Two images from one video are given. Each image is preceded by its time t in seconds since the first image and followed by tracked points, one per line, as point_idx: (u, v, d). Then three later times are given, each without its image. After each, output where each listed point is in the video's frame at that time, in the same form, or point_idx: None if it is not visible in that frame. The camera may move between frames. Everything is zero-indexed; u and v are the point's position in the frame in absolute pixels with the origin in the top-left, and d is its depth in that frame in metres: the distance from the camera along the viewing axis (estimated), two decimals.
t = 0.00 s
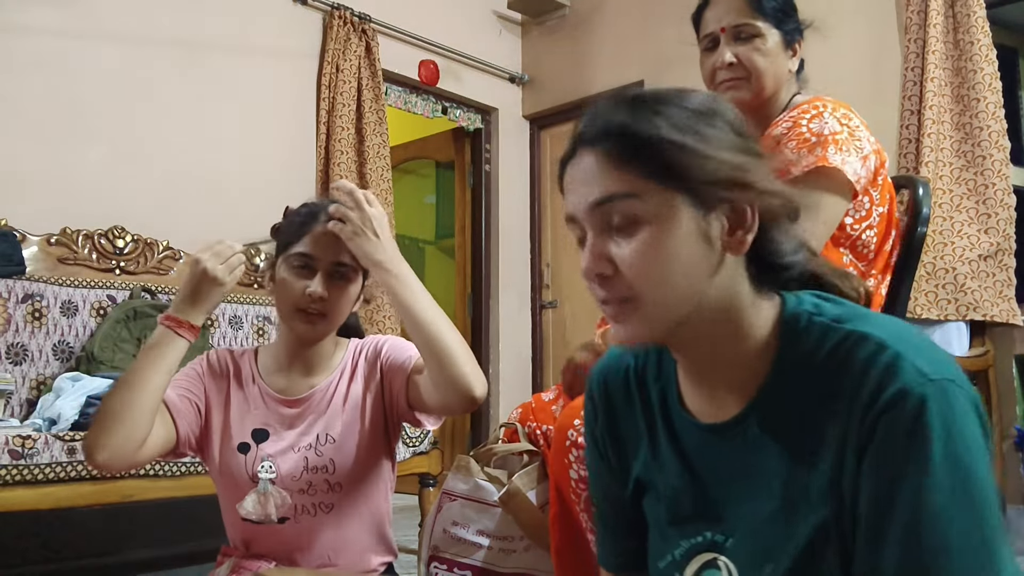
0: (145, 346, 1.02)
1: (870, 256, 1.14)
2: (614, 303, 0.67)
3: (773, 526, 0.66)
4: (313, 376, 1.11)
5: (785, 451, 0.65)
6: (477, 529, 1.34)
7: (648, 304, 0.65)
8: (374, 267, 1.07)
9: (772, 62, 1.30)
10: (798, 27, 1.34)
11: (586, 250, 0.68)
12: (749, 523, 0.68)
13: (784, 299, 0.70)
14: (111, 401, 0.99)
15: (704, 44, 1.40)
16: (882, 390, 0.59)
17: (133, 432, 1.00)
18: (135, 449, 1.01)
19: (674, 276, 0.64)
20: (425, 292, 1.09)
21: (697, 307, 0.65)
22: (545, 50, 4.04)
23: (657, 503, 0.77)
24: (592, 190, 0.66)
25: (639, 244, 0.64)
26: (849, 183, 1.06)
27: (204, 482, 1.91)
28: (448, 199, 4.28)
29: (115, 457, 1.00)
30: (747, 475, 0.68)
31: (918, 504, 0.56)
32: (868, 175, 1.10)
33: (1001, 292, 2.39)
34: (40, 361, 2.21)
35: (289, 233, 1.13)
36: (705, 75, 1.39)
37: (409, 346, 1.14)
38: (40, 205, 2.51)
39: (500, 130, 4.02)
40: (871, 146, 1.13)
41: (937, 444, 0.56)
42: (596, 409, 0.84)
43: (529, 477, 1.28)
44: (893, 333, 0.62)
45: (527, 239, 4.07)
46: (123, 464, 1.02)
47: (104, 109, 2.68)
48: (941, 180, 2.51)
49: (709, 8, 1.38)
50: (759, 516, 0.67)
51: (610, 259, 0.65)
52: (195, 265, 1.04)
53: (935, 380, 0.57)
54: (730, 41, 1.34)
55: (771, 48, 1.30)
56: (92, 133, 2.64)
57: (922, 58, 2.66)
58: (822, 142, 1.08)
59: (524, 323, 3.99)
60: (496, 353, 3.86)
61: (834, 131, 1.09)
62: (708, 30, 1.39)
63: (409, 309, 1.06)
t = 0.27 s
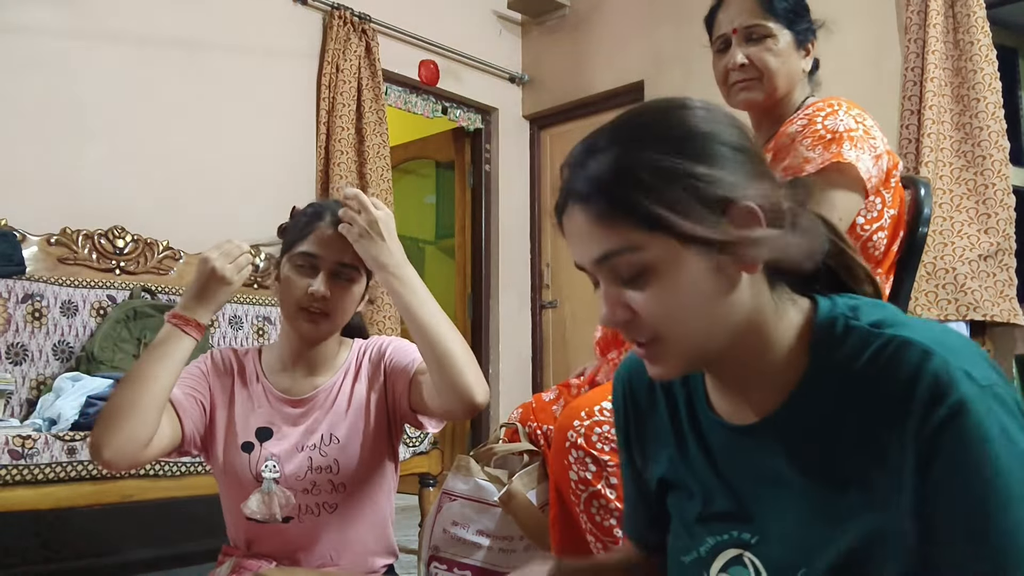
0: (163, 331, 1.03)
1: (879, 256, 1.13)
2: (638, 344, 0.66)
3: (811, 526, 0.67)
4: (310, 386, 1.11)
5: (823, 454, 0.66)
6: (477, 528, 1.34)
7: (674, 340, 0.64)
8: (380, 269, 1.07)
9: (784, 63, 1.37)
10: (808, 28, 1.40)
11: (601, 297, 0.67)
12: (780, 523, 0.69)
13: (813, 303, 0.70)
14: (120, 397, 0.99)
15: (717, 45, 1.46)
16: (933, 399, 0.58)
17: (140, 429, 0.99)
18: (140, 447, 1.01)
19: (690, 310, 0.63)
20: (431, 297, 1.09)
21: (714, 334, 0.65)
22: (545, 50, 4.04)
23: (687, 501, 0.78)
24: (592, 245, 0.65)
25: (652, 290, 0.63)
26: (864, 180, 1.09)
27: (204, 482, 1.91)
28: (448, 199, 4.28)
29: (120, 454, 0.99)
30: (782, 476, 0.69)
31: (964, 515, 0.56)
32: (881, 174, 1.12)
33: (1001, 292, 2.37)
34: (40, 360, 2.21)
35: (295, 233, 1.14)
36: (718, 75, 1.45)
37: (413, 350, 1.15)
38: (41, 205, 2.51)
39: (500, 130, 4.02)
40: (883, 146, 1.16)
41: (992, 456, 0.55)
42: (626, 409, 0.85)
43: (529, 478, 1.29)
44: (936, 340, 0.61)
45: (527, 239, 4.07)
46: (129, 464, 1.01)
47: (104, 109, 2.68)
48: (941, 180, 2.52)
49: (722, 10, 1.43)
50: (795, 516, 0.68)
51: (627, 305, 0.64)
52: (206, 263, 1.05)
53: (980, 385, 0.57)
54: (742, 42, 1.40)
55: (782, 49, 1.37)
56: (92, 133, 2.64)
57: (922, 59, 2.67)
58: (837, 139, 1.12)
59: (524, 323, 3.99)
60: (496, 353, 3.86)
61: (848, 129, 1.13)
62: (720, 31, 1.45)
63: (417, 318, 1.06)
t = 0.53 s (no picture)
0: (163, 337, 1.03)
1: (881, 256, 1.14)
2: (661, 344, 0.65)
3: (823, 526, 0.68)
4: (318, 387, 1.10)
5: (840, 456, 0.66)
6: (477, 528, 1.34)
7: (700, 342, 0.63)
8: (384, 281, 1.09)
9: (783, 61, 1.36)
10: (813, 23, 1.40)
11: (629, 296, 0.65)
12: (794, 522, 0.70)
13: (833, 306, 0.70)
14: (128, 398, 1.00)
15: (721, 44, 1.46)
16: (958, 406, 0.58)
17: (147, 431, 1.00)
18: (146, 450, 1.01)
19: (720, 309, 0.63)
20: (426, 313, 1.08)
21: (738, 335, 0.64)
22: (545, 50, 4.04)
23: (698, 499, 0.79)
24: (621, 242, 0.64)
25: (680, 290, 0.62)
26: (865, 181, 1.10)
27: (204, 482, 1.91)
28: (448, 199, 4.28)
29: (127, 456, 1.00)
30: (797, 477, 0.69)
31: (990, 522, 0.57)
32: (883, 175, 1.13)
33: (1002, 292, 2.37)
34: (40, 360, 2.20)
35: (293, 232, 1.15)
36: (721, 74, 1.45)
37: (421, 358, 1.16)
38: (41, 205, 2.51)
39: (500, 130, 4.02)
40: (887, 145, 1.16)
41: None
42: (643, 404, 0.86)
43: (529, 478, 1.29)
44: (959, 345, 0.61)
45: (527, 239, 4.07)
46: (136, 467, 1.02)
47: (104, 109, 2.68)
48: (941, 179, 2.52)
49: (727, 10, 1.44)
50: (809, 517, 0.69)
51: (656, 305, 0.63)
52: (207, 266, 1.05)
53: (1007, 394, 0.57)
54: (743, 41, 1.40)
55: (782, 46, 1.37)
56: (92, 133, 2.64)
57: (922, 58, 2.67)
58: (839, 139, 1.12)
59: (524, 323, 3.99)
60: (496, 353, 3.86)
61: (851, 130, 1.13)
62: (723, 31, 1.45)
63: (410, 337, 1.05)
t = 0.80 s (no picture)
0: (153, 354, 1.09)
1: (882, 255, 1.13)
2: (688, 332, 0.67)
3: (835, 523, 0.69)
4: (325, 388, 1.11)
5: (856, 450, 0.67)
6: (477, 528, 1.34)
7: (730, 331, 0.66)
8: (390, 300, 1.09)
9: (781, 61, 1.37)
10: (813, 22, 1.40)
11: (656, 286, 0.67)
12: (809, 521, 0.70)
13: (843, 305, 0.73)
14: (129, 409, 1.04)
15: (719, 43, 1.47)
16: (974, 394, 0.60)
17: (150, 435, 1.04)
18: (152, 453, 1.05)
19: (749, 299, 0.65)
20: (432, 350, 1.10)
21: (765, 325, 0.67)
22: (545, 50, 4.04)
23: (707, 499, 0.80)
24: (657, 230, 0.66)
25: (713, 280, 0.65)
26: (865, 182, 1.10)
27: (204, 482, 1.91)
28: (448, 199, 4.27)
29: (131, 461, 1.04)
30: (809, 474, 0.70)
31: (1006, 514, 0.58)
32: (883, 176, 1.13)
33: (1002, 292, 2.37)
34: (40, 361, 2.20)
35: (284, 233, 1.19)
36: (720, 73, 1.46)
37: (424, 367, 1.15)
38: (41, 205, 2.51)
39: (500, 130, 4.02)
40: (886, 145, 1.16)
41: None
42: (644, 408, 0.86)
43: (529, 478, 1.29)
44: (971, 337, 0.63)
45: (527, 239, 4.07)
46: (143, 472, 1.06)
47: (104, 108, 2.68)
48: (941, 180, 2.52)
49: (727, 10, 1.44)
50: (825, 514, 0.69)
51: (686, 294, 0.66)
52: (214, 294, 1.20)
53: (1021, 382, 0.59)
54: (741, 41, 1.40)
55: (779, 45, 1.37)
56: (93, 133, 2.64)
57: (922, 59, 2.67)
58: (839, 139, 1.12)
59: (524, 323, 3.98)
60: (496, 353, 3.86)
61: (851, 130, 1.13)
62: (722, 31, 1.46)
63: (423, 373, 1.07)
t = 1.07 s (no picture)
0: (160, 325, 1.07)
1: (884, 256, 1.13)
2: (694, 332, 0.67)
3: (842, 522, 0.69)
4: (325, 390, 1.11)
5: (864, 447, 0.68)
6: (478, 529, 1.34)
7: (737, 331, 0.66)
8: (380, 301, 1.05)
9: (781, 60, 1.37)
10: (813, 22, 1.41)
11: (663, 286, 0.68)
12: (813, 521, 0.70)
13: (849, 306, 0.73)
14: (133, 383, 1.03)
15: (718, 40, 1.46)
16: (974, 393, 0.61)
17: (154, 410, 1.03)
18: (156, 430, 1.04)
19: (756, 298, 0.65)
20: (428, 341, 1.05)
21: (772, 325, 0.67)
22: (545, 50, 4.04)
23: (713, 499, 0.79)
24: (665, 230, 0.66)
25: (721, 279, 0.65)
26: (869, 183, 1.09)
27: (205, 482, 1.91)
28: (448, 199, 4.27)
29: (136, 437, 1.03)
30: (816, 472, 0.70)
31: (1007, 511, 0.59)
32: (885, 178, 1.13)
33: (1002, 291, 2.37)
34: (40, 361, 2.20)
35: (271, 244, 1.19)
36: (720, 71, 1.45)
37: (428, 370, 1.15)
38: (41, 205, 2.51)
39: (500, 130, 4.02)
40: (888, 148, 1.17)
41: None
42: (648, 408, 0.86)
43: (529, 478, 1.29)
44: (972, 337, 0.64)
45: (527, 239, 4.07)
46: (148, 450, 1.05)
47: (105, 109, 2.68)
48: (941, 180, 2.52)
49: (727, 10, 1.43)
50: (830, 515, 0.69)
51: (694, 294, 0.66)
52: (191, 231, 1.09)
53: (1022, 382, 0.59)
54: (741, 40, 1.39)
55: (779, 44, 1.37)
56: (93, 132, 2.64)
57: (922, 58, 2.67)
58: (843, 141, 1.12)
59: (524, 323, 3.98)
60: (496, 353, 3.86)
61: (853, 132, 1.13)
62: (722, 28, 1.45)
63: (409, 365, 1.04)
